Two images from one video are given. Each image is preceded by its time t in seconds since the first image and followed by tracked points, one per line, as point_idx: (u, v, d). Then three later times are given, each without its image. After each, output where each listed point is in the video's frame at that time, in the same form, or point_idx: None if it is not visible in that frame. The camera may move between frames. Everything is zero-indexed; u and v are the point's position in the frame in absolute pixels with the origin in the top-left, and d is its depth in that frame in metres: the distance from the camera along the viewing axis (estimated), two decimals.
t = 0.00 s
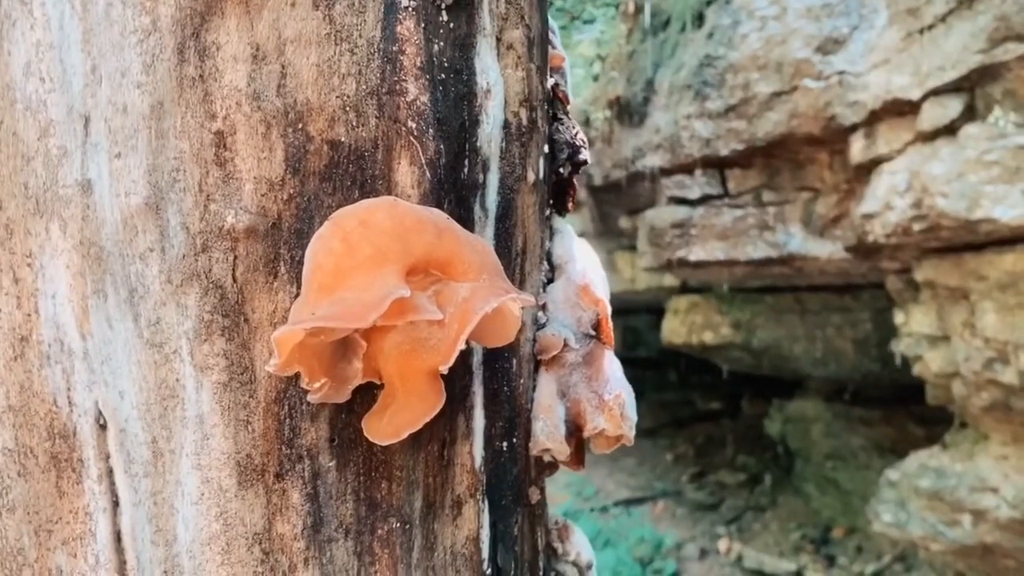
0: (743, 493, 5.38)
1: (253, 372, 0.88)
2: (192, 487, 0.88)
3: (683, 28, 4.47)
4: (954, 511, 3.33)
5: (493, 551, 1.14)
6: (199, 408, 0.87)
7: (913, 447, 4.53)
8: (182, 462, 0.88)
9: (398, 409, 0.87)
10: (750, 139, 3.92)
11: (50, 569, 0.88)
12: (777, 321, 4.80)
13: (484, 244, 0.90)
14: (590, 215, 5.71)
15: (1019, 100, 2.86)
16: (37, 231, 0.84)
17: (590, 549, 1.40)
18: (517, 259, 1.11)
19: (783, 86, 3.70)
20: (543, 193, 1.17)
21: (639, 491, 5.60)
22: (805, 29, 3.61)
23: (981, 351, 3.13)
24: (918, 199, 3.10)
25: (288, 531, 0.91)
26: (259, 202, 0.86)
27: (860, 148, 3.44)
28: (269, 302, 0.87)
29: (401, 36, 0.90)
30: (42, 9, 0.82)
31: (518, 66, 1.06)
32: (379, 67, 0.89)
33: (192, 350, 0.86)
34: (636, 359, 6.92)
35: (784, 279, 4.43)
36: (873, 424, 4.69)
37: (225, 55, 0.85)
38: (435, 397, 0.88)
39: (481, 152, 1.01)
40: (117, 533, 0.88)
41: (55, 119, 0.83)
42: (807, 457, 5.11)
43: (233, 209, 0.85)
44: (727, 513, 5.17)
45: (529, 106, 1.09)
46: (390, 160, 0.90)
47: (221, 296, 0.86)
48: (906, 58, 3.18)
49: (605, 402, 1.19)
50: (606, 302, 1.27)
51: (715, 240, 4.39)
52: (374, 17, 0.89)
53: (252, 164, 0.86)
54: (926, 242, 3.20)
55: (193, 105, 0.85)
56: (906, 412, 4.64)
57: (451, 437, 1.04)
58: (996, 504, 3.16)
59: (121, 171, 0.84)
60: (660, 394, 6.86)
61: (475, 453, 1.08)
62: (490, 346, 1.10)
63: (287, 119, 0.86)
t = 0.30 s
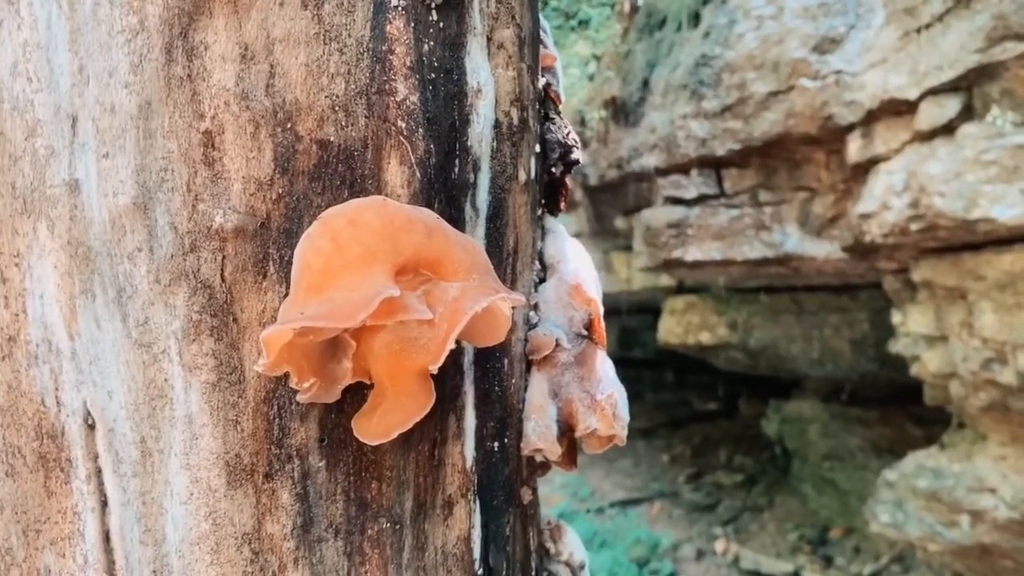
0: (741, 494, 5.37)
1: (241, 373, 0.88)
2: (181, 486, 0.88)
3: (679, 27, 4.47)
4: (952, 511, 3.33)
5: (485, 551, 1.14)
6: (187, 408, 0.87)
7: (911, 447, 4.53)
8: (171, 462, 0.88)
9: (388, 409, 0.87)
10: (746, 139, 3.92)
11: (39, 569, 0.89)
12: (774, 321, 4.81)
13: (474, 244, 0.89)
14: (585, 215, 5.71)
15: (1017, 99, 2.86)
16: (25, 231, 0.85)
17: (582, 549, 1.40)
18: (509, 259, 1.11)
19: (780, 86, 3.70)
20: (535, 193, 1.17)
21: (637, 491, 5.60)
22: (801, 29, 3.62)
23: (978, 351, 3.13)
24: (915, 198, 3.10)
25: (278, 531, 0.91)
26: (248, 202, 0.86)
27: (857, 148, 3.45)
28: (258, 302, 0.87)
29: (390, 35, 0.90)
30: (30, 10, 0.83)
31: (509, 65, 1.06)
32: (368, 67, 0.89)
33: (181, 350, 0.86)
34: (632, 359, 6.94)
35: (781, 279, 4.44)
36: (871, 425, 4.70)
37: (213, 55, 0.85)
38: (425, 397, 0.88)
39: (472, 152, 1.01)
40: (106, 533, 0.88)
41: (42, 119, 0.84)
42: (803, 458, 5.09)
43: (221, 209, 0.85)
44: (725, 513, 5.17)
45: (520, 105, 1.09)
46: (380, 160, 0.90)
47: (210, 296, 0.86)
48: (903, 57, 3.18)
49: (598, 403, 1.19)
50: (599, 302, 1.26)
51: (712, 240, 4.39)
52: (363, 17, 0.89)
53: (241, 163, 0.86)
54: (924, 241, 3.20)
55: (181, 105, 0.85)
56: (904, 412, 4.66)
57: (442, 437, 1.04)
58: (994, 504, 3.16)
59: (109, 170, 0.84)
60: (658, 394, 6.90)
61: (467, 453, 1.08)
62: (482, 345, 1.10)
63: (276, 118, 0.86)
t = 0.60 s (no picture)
0: (738, 494, 5.37)
1: (225, 375, 0.87)
2: (165, 489, 0.88)
3: (676, 30, 4.47)
4: (948, 512, 3.34)
5: (472, 553, 1.14)
6: (171, 410, 0.87)
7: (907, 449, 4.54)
8: (154, 465, 0.88)
9: (373, 411, 0.87)
10: (743, 141, 3.92)
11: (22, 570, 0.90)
12: (771, 322, 4.82)
13: (460, 246, 0.89)
14: (583, 217, 5.71)
15: (1012, 102, 2.87)
16: (8, 234, 0.85)
17: (572, 552, 1.39)
18: (496, 262, 1.11)
19: (776, 89, 3.70)
20: (523, 195, 1.16)
21: (634, 491, 5.60)
22: (797, 31, 3.62)
23: (974, 352, 3.13)
24: (911, 200, 3.10)
25: (262, 534, 0.90)
26: (231, 204, 0.86)
27: (853, 150, 3.44)
28: (241, 305, 0.86)
29: (375, 37, 0.89)
30: (13, 11, 0.83)
31: (496, 67, 1.06)
32: (353, 69, 0.89)
33: (164, 353, 0.86)
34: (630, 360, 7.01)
35: (779, 281, 4.45)
36: (868, 425, 4.72)
37: (196, 57, 0.85)
38: (409, 399, 0.87)
39: (458, 154, 1.01)
40: (89, 536, 0.88)
41: (25, 121, 0.84)
42: (801, 459, 5.06)
43: (204, 211, 0.85)
44: (722, 513, 5.17)
45: (508, 108, 1.09)
46: (365, 162, 0.90)
47: (193, 298, 0.86)
48: (899, 60, 3.18)
49: (587, 404, 1.18)
50: (588, 304, 1.26)
51: (708, 241, 4.39)
52: (347, 19, 0.89)
53: (224, 165, 0.86)
54: (919, 243, 3.20)
55: (164, 106, 0.84)
56: (901, 413, 4.69)
57: (428, 439, 1.04)
58: (990, 505, 3.17)
59: (92, 172, 0.84)
60: (655, 395, 6.94)
61: (454, 455, 1.07)
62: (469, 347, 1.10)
63: (260, 120, 0.86)
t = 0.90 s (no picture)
0: (735, 495, 5.38)
1: (205, 378, 0.87)
2: (145, 492, 0.88)
3: (673, 32, 4.49)
4: (943, 514, 3.34)
5: (456, 557, 1.14)
6: (151, 413, 0.87)
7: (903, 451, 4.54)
8: (134, 467, 0.88)
9: (353, 415, 0.87)
10: (740, 143, 3.93)
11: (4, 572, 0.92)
12: (768, 324, 4.82)
13: (441, 250, 0.89)
14: (581, 218, 5.73)
15: (1007, 105, 2.87)
16: None
17: (559, 555, 1.39)
18: (481, 265, 1.11)
19: (773, 91, 3.71)
20: (508, 199, 1.17)
21: (632, 492, 5.60)
22: (794, 33, 3.63)
23: (969, 355, 3.13)
24: (907, 203, 3.10)
25: (243, 538, 0.90)
26: (211, 207, 0.86)
27: (850, 152, 3.43)
28: (222, 308, 0.86)
29: (357, 41, 0.90)
30: None
31: (481, 71, 1.06)
32: (334, 73, 0.89)
33: (144, 356, 0.86)
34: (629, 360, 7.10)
35: (776, 282, 4.44)
36: (865, 427, 4.72)
37: (176, 60, 0.85)
38: (388, 403, 0.88)
39: (442, 157, 1.01)
40: (68, 538, 0.89)
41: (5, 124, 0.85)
42: (798, 460, 5.09)
43: (184, 214, 0.85)
44: (719, 514, 5.17)
45: (493, 111, 1.09)
46: (346, 165, 0.90)
47: (173, 301, 0.86)
48: (895, 62, 3.19)
49: (571, 408, 1.18)
50: (574, 307, 1.26)
51: (706, 243, 4.39)
52: (329, 22, 0.89)
53: (204, 168, 0.86)
54: (915, 245, 3.20)
55: (143, 109, 0.85)
56: (898, 415, 4.68)
57: (411, 442, 1.04)
58: (986, 507, 3.18)
59: (71, 176, 0.84)
60: (655, 396, 7.02)
61: (438, 459, 1.08)
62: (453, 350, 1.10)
63: (240, 123, 0.86)
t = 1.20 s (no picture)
0: (737, 496, 5.38)
1: (188, 378, 0.88)
2: (127, 491, 0.89)
3: (676, 33, 4.51)
4: (942, 516, 3.35)
5: (440, 556, 1.14)
6: (134, 413, 0.88)
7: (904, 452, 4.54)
8: (117, 466, 0.89)
9: (333, 416, 0.88)
10: (741, 144, 3.93)
11: None
12: (770, 325, 4.83)
13: (421, 252, 0.90)
14: (585, 219, 5.74)
15: (1004, 107, 2.88)
16: None
17: (546, 555, 1.39)
18: (466, 266, 1.12)
19: (773, 92, 3.71)
20: (494, 201, 1.17)
21: (635, 492, 5.61)
22: (795, 35, 3.64)
23: (967, 357, 3.13)
24: (906, 205, 3.10)
25: (225, 537, 0.91)
26: (192, 209, 0.86)
27: (850, 153, 3.43)
28: (204, 309, 0.87)
29: (339, 44, 0.90)
30: None
31: (465, 74, 1.07)
32: (316, 76, 0.90)
33: (127, 356, 0.87)
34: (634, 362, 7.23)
35: (778, 283, 4.44)
36: (866, 429, 4.71)
37: (158, 63, 0.86)
38: (368, 403, 0.88)
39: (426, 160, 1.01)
40: (50, 537, 0.90)
41: None
42: (800, 461, 5.11)
43: (165, 216, 0.86)
44: (721, 515, 5.17)
45: (477, 114, 1.10)
46: (328, 167, 0.90)
47: (155, 302, 0.86)
48: (895, 65, 3.20)
49: (555, 409, 1.18)
50: (559, 308, 1.27)
51: (708, 243, 4.41)
52: (311, 26, 0.89)
53: (186, 170, 0.86)
54: (914, 247, 3.20)
55: (125, 112, 0.85)
56: (899, 417, 4.67)
57: (395, 443, 1.05)
58: (984, 508, 3.19)
59: (54, 177, 0.86)
60: (658, 397, 7.10)
61: (422, 460, 1.08)
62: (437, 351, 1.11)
63: (222, 126, 0.87)
